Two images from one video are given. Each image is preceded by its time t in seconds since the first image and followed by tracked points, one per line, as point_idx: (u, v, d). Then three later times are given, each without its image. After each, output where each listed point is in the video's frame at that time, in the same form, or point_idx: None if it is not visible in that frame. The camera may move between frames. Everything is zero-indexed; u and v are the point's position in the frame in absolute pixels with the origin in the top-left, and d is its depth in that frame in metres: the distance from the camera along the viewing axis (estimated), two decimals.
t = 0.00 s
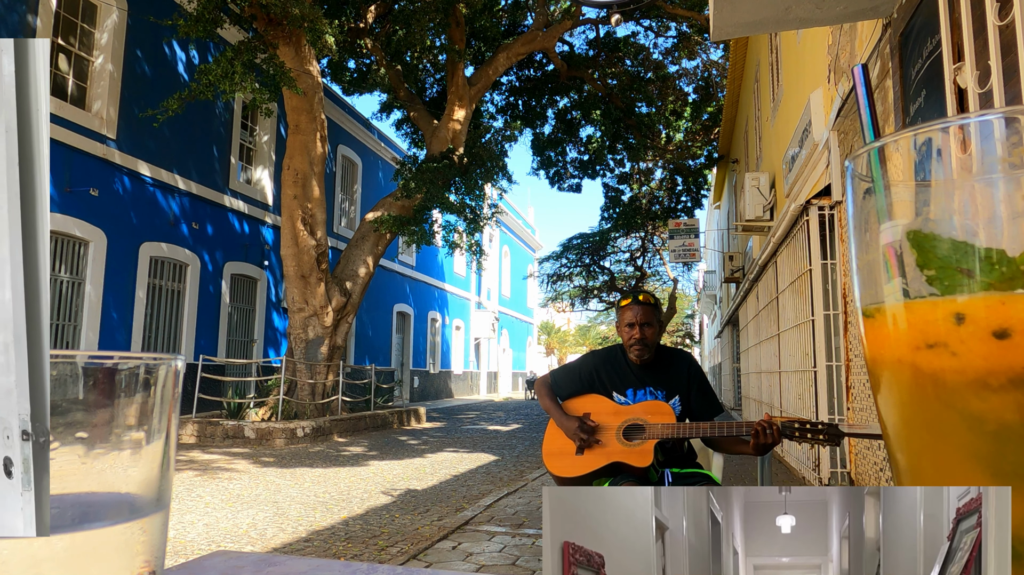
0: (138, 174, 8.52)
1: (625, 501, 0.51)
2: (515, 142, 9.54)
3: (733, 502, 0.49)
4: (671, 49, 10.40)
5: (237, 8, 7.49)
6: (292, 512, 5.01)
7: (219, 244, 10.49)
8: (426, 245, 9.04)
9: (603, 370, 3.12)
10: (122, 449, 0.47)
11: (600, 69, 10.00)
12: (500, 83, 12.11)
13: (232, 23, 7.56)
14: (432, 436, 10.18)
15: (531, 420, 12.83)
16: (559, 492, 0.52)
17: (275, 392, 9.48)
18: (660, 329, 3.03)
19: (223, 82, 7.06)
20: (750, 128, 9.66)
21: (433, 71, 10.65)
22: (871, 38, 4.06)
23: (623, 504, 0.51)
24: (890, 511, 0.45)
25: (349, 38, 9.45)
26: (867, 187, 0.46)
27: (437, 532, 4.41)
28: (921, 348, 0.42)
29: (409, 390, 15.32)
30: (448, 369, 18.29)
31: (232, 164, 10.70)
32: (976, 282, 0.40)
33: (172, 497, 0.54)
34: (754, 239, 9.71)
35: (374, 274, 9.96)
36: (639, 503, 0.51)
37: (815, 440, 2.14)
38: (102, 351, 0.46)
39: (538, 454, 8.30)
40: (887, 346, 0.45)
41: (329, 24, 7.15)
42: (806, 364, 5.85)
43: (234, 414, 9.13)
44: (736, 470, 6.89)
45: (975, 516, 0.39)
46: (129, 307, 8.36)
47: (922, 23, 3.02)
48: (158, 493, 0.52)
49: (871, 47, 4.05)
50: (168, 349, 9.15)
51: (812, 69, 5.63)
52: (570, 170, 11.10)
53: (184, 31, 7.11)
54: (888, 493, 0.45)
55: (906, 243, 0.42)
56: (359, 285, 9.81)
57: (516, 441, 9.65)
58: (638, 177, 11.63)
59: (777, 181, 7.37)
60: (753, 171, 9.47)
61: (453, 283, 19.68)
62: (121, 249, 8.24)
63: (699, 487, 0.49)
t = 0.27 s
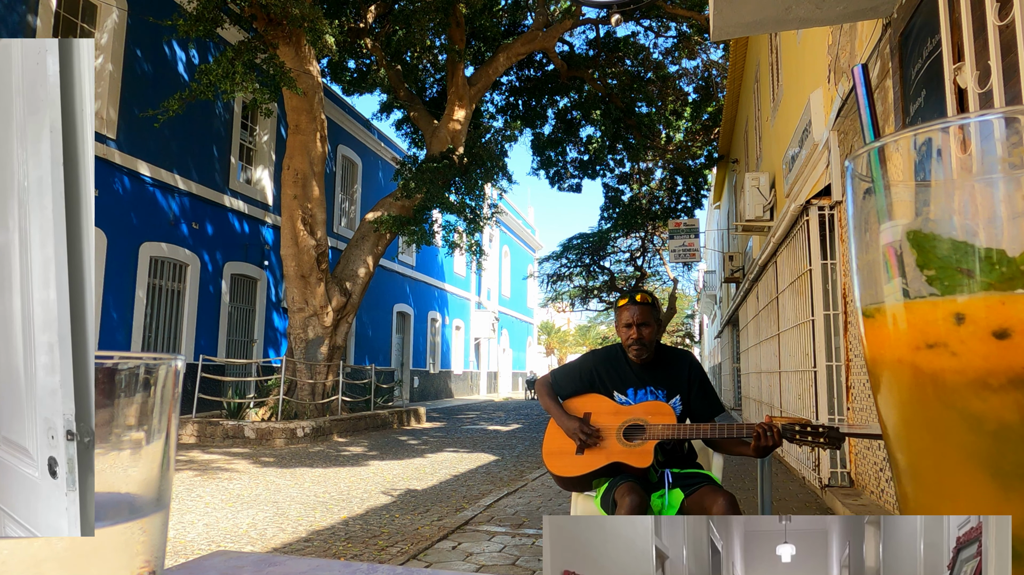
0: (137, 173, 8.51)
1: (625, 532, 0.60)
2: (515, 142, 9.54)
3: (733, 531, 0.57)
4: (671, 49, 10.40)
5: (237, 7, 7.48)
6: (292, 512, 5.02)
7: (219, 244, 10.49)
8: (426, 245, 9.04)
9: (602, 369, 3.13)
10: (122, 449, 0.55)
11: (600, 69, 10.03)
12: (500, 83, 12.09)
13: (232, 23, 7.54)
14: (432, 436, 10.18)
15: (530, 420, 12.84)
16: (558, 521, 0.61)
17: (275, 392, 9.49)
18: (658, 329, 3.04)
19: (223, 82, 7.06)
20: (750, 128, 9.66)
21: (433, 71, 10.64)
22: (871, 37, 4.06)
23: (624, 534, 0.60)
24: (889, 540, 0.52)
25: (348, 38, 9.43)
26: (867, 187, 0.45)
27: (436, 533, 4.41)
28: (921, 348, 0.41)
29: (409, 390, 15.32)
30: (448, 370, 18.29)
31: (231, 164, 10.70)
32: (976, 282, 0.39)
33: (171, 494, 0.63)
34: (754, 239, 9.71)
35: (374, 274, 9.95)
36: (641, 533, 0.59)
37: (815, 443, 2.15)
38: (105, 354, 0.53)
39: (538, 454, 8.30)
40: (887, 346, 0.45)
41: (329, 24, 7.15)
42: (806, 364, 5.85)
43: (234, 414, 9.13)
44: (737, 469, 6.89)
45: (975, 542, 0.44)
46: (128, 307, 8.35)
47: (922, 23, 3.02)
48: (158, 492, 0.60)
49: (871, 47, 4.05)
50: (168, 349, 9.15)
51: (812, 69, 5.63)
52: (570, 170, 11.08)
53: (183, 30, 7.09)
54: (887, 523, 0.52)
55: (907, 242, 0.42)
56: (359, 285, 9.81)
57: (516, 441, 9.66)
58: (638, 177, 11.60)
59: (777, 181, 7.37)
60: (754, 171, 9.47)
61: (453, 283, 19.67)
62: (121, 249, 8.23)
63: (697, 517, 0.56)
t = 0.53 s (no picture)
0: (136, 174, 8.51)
1: (629, 561, 0.72)
2: (515, 142, 9.54)
3: (734, 559, 0.71)
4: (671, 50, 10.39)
5: (237, 7, 7.47)
6: (292, 512, 5.02)
7: (219, 244, 10.49)
8: (426, 245, 9.04)
9: (603, 369, 3.12)
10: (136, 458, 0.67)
11: (600, 69, 10.08)
12: (500, 84, 12.09)
13: (232, 23, 7.53)
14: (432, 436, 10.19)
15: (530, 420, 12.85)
16: (559, 551, 0.75)
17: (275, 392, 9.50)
18: (659, 330, 3.04)
19: (224, 82, 7.08)
20: (750, 128, 9.66)
21: (434, 71, 10.65)
22: (871, 37, 4.06)
23: (627, 563, 0.72)
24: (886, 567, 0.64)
25: (348, 38, 9.42)
26: (867, 187, 0.45)
27: (437, 533, 4.41)
28: (921, 347, 0.41)
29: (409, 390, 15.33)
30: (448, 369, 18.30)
31: (232, 164, 10.71)
32: (977, 282, 0.39)
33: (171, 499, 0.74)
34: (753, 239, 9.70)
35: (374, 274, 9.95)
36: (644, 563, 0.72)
37: (815, 443, 2.16)
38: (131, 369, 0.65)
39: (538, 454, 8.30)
40: (886, 346, 0.44)
41: (329, 24, 7.17)
42: (806, 365, 5.84)
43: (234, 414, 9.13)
44: (736, 469, 6.89)
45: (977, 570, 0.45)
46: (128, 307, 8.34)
47: (922, 23, 3.02)
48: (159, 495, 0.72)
49: (871, 47, 4.05)
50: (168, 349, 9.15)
51: (812, 69, 5.63)
52: (570, 170, 11.05)
53: (183, 30, 7.08)
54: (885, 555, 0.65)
55: (907, 242, 0.41)
56: (359, 285, 9.83)
57: (515, 441, 9.67)
58: (638, 177, 11.60)
59: (777, 181, 7.36)
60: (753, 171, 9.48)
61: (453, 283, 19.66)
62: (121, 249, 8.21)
63: (698, 546, 0.71)
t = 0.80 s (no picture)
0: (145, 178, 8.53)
1: None
2: (515, 142, 9.51)
3: None
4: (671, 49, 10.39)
5: (237, 8, 7.45)
6: (292, 512, 5.01)
7: (219, 244, 10.50)
8: (426, 245, 9.03)
9: (603, 369, 3.12)
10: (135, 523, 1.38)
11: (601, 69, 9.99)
12: (500, 83, 12.05)
13: (232, 23, 7.52)
14: (432, 436, 10.18)
15: (530, 420, 12.84)
16: None
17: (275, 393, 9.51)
18: (659, 329, 3.04)
19: (224, 82, 7.08)
20: (750, 128, 9.65)
21: (434, 71, 10.65)
22: (872, 37, 4.06)
23: None
24: None
25: (348, 38, 9.40)
26: (868, 187, 0.44)
27: (437, 533, 4.41)
28: (922, 347, 0.41)
29: (409, 390, 15.34)
30: (448, 370, 18.29)
31: (232, 165, 10.71)
32: (977, 281, 0.39)
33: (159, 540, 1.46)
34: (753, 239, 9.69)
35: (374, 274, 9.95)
36: None
37: (815, 442, 2.16)
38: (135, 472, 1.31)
39: (538, 455, 8.29)
40: (887, 346, 0.44)
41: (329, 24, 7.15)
42: (806, 365, 5.84)
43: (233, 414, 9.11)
44: (736, 469, 6.90)
45: None
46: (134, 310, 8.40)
47: (922, 23, 3.02)
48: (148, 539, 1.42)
49: (872, 47, 4.05)
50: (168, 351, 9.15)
51: (813, 70, 5.62)
52: (570, 170, 11.03)
53: (183, 30, 7.06)
54: None
55: (907, 243, 0.41)
56: (359, 286, 9.77)
57: (516, 441, 9.66)
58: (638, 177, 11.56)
59: (777, 181, 7.36)
60: (753, 171, 9.47)
61: (453, 283, 19.65)
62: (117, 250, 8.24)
63: None
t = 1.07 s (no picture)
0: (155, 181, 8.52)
1: None
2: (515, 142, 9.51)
3: None
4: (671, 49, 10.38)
5: (237, 8, 7.44)
6: (292, 512, 5.02)
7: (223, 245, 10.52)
8: (427, 245, 9.04)
9: (603, 369, 3.12)
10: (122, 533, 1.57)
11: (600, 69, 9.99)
12: (500, 83, 12.03)
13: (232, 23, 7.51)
14: (432, 436, 10.18)
15: (530, 420, 12.85)
16: None
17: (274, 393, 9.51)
18: (659, 329, 3.04)
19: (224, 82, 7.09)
20: (750, 128, 9.66)
21: (434, 71, 10.65)
22: (871, 37, 4.06)
23: None
24: None
25: (348, 38, 9.39)
26: (868, 187, 0.40)
27: (437, 533, 4.41)
28: (922, 348, 0.37)
29: (409, 390, 15.34)
30: (448, 370, 18.29)
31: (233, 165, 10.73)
32: (977, 281, 0.35)
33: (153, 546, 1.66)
34: (753, 239, 9.70)
35: (374, 274, 9.94)
36: None
37: (815, 443, 2.16)
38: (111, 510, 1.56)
39: (538, 455, 8.29)
40: (888, 347, 0.41)
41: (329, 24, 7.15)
42: (806, 365, 5.84)
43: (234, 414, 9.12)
44: (736, 469, 6.91)
45: None
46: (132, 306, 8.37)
47: (922, 23, 3.02)
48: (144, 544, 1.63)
49: (872, 47, 4.05)
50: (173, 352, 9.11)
51: (812, 70, 5.62)
52: (570, 170, 11.03)
53: (184, 31, 7.06)
54: None
55: (906, 243, 0.37)
56: (360, 285, 9.78)
57: (516, 441, 9.66)
58: (638, 177, 11.57)
59: (777, 181, 7.37)
60: (753, 171, 9.46)
61: (453, 283, 19.65)
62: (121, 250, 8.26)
63: None
